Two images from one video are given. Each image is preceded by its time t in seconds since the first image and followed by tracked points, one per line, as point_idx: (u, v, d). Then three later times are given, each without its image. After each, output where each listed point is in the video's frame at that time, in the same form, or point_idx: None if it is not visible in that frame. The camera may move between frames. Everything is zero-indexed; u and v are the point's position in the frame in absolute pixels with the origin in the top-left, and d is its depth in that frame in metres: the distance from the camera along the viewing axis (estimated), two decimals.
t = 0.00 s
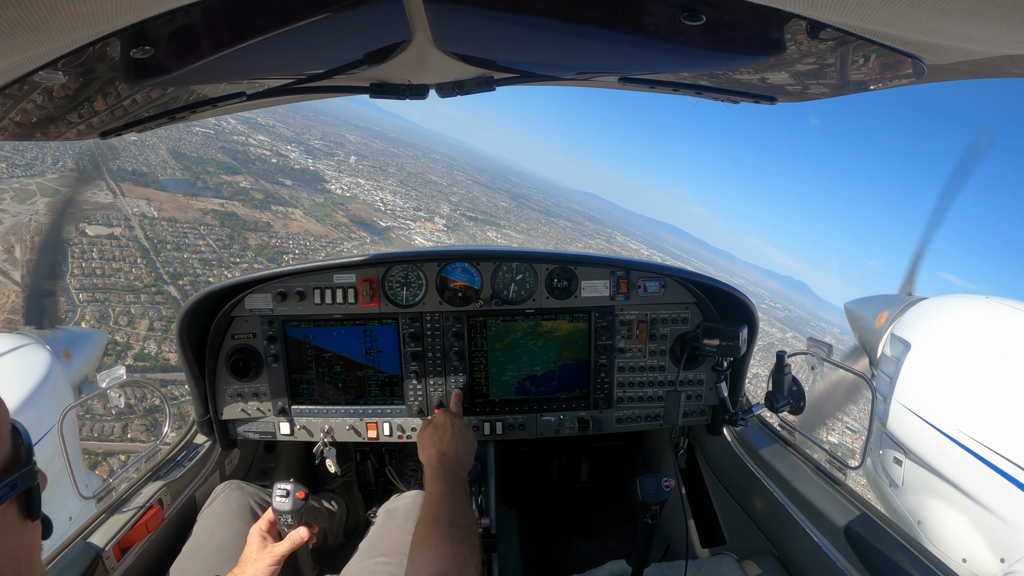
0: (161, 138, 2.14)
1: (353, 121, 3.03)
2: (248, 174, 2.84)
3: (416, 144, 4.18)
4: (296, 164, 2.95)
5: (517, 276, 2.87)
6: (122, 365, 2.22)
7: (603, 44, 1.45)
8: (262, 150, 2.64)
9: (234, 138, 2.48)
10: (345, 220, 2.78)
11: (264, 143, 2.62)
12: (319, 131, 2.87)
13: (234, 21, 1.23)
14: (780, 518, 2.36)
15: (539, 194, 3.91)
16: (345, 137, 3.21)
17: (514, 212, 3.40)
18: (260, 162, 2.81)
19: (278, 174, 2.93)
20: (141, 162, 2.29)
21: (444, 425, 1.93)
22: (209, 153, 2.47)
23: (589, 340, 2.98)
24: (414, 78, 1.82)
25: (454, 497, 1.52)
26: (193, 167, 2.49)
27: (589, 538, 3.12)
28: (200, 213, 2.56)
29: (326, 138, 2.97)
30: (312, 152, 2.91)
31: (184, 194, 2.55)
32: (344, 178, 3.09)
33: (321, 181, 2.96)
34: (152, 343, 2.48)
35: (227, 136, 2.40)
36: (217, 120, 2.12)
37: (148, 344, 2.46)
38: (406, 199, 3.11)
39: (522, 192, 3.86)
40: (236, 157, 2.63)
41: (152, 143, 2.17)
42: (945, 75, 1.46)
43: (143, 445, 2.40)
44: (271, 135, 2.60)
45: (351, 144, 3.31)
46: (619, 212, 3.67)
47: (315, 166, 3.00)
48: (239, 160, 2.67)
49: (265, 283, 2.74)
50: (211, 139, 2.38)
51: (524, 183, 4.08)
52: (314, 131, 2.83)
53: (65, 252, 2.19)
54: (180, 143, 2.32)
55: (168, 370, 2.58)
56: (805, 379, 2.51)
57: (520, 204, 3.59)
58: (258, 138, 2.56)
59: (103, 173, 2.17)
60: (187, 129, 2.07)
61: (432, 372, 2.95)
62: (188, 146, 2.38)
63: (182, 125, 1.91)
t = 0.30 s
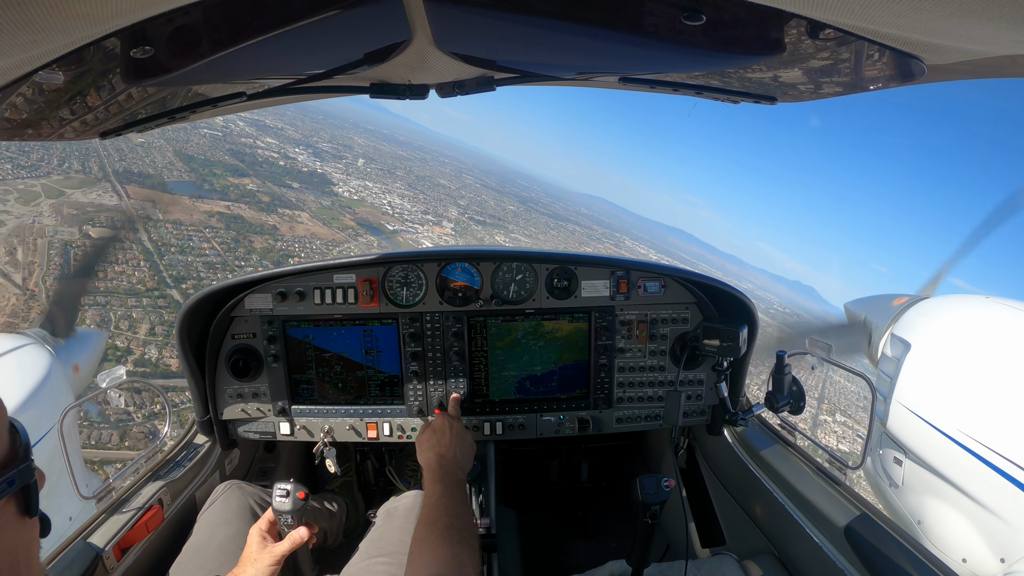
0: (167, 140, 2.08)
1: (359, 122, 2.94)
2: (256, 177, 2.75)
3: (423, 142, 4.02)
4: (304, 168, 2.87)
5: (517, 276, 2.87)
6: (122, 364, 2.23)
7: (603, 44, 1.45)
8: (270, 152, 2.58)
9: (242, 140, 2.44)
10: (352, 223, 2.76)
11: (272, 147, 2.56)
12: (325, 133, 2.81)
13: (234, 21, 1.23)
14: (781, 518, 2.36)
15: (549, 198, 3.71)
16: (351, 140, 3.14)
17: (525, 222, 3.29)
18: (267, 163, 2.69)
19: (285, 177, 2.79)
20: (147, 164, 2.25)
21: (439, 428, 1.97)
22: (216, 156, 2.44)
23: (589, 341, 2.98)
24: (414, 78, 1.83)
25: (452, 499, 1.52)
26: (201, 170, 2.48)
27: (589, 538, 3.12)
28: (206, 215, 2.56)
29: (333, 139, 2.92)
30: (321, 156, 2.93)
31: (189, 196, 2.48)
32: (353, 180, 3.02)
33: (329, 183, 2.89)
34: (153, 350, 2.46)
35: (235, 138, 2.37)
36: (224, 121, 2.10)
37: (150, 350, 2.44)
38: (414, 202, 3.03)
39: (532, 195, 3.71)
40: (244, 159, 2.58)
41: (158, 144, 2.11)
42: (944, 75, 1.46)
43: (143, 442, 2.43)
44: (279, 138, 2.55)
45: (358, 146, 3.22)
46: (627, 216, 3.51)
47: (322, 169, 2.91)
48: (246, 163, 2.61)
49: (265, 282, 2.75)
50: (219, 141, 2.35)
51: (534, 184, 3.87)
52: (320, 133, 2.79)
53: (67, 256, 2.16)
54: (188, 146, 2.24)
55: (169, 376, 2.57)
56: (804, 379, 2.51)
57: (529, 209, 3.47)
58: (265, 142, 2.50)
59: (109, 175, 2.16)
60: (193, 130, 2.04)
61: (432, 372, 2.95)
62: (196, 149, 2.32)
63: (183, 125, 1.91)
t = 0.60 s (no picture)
0: (174, 142, 2.15)
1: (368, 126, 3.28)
2: (262, 179, 2.93)
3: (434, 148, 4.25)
4: (311, 168, 3.08)
5: (517, 276, 2.87)
6: (122, 365, 2.22)
7: (604, 44, 1.45)
8: (276, 153, 2.79)
9: (250, 143, 2.59)
10: (359, 226, 2.81)
11: (281, 148, 2.78)
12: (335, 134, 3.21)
13: (234, 21, 1.23)
14: (780, 518, 2.36)
15: (555, 202, 3.82)
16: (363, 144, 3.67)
17: (529, 220, 3.40)
18: (275, 166, 2.96)
19: (293, 179, 2.97)
20: (154, 167, 2.35)
21: (440, 431, 1.89)
22: (224, 158, 2.57)
23: (589, 341, 2.98)
24: (414, 78, 1.82)
25: (453, 501, 1.52)
26: (207, 171, 2.54)
27: (589, 538, 3.12)
28: (211, 218, 2.64)
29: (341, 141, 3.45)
30: (328, 158, 3.17)
31: (195, 198, 2.60)
32: (360, 183, 3.18)
33: (337, 186, 3.03)
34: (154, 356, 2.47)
35: (243, 140, 2.49)
36: (233, 121, 2.16)
37: (149, 355, 2.44)
38: (422, 206, 3.11)
39: (540, 198, 3.79)
40: (251, 161, 2.80)
41: (165, 145, 2.15)
42: (945, 75, 1.46)
43: (142, 442, 2.38)
44: (287, 139, 2.74)
45: (369, 151, 3.60)
46: (634, 220, 3.58)
47: (331, 172, 3.07)
48: (253, 164, 2.81)
49: (265, 282, 2.74)
50: (227, 142, 2.47)
51: (543, 188, 3.97)
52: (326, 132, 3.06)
53: (70, 257, 2.30)
54: (197, 147, 2.32)
55: (169, 382, 2.57)
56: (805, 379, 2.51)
57: (537, 212, 3.55)
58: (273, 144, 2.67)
59: (115, 177, 2.28)
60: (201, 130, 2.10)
61: (432, 372, 2.95)
62: (202, 150, 2.38)
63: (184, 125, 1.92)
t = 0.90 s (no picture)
0: (181, 143, 2.20)
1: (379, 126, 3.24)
2: (269, 181, 2.79)
3: (441, 151, 4.18)
4: (320, 172, 3.00)
5: (517, 276, 2.87)
6: (122, 365, 2.22)
7: (604, 44, 1.45)
8: (286, 157, 2.80)
9: (259, 145, 2.54)
10: (366, 229, 2.76)
11: (287, 151, 2.72)
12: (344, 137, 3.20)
13: (234, 21, 1.23)
14: (781, 518, 2.37)
15: (564, 206, 3.79)
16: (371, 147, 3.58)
17: (539, 224, 3.37)
18: (282, 168, 2.83)
19: (300, 182, 2.89)
20: (159, 167, 2.35)
21: (440, 430, 1.90)
22: (231, 160, 2.49)
23: (589, 341, 2.98)
24: (414, 78, 1.83)
25: (453, 500, 1.52)
26: (215, 173, 2.53)
27: (589, 538, 3.12)
28: (217, 220, 2.54)
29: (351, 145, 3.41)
30: (336, 161, 3.13)
31: (202, 200, 2.49)
32: (369, 186, 3.05)
33: (344, 189, 2.92)
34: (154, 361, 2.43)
35: (251, 142, 2.47)
36: (239, 123, 2.18)
37: (150, 360, 2.43)
38: (430, 209, 3.05)
39: (549, 203, 3.82)
40: (259, 163, 2.72)
41: (173, 148, 2.25)
42: (945, 75, 1.46)
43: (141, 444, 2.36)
44: (294, 142, 2.71)
45: (377, 154, 3.51)
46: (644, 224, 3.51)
47: (339, 174, 2.97)
48: (261, 167, 2.74)
49: (264, 282, 2.74)
50: (235, 145, 2.45)
51: (551, 193, 3.99)
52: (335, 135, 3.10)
53: (72, 260, 2.21)
54: (204, 148, 2.36)
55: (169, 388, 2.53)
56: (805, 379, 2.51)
57: (547, 215, 3.54)
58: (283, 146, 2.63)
59: (120, 178, 2.32)
60: (207, 131, 2.16)
61: (432, 371, 2.95)
62: (209, 151, 2.39)
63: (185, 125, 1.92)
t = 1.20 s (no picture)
0: (189, 146, 2.31)
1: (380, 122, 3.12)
2: (277, 184, 2.86)
3: (451, 155, 4.12)
4: (326, 176, 2.99)
5: (517, 276, 2.87)
6: (122, 364, 2.22)
7: (604, 44, 1.45)
8: (293, 159, 2.93)
9: (266, 147, 2.68)
10: (374, 233, 2.72)
11: (297, 154, 2.88)
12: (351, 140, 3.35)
13: (234, 21, 1.23)
14: (781, 518, 2.37)
15: (573, 209, 3.72)
16: (379, 151, 3.60)
17: (547, 228, 3.30)
18: (290, 170, 2.91)
19: (307, 185, 2.92)
20: (166, 169, 2.40)
21: (437, 418, 1.86)
22: (239, 162, 2.60)
23: (589, 341, 2.98)
24: (414, 78, 1.83)
25: (450, 491, 1.51)
26: (221, 175, 2.62)
27: (589, 538, 3.12)
28: (223, 223, 2.53)
29: (359, 148, 3.48)
30: (343, 163, 3.15)
31: (206, 202, 2.52)
32: (377, 189, 2.98)
33: (352, 193, 2.92)
34: (156, 367, 2.45)
35: (259, 144, 2.59)
36: (247, 125, 2.30)
37: (151, 365, 2.41)
38: (438, 212, 2.93)
39: (558, 207, 3.74)
40: (265, 165, 2.82)
41: (180, 149, 2.31)
42: (944, 75, 1.46)
43: (144, 442, 2.41)
44: (301, 144, 2.84)
45: (386, 158, 3.53)
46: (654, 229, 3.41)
47: (344, 177, 2.99)
48: (269, 169, 2.84)
49: (264, 283, 2.74)
50: (244, 148, 2.55)
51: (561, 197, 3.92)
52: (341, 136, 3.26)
53: (74, 263, 2.23)
54: (210, 150, 2.44)
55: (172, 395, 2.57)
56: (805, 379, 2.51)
57: (555, 219, 3.47)
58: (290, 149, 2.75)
59: (126, 180, 2.35)
60: (215, 134, 2.23)
61: (432, 371, 2.95)
62: (218, 154, 2.49)
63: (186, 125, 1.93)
